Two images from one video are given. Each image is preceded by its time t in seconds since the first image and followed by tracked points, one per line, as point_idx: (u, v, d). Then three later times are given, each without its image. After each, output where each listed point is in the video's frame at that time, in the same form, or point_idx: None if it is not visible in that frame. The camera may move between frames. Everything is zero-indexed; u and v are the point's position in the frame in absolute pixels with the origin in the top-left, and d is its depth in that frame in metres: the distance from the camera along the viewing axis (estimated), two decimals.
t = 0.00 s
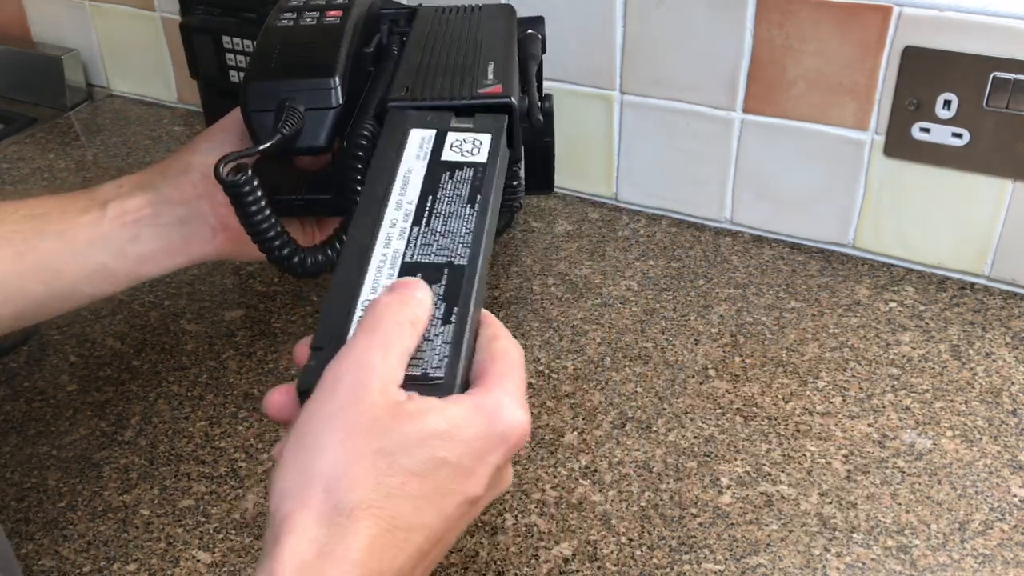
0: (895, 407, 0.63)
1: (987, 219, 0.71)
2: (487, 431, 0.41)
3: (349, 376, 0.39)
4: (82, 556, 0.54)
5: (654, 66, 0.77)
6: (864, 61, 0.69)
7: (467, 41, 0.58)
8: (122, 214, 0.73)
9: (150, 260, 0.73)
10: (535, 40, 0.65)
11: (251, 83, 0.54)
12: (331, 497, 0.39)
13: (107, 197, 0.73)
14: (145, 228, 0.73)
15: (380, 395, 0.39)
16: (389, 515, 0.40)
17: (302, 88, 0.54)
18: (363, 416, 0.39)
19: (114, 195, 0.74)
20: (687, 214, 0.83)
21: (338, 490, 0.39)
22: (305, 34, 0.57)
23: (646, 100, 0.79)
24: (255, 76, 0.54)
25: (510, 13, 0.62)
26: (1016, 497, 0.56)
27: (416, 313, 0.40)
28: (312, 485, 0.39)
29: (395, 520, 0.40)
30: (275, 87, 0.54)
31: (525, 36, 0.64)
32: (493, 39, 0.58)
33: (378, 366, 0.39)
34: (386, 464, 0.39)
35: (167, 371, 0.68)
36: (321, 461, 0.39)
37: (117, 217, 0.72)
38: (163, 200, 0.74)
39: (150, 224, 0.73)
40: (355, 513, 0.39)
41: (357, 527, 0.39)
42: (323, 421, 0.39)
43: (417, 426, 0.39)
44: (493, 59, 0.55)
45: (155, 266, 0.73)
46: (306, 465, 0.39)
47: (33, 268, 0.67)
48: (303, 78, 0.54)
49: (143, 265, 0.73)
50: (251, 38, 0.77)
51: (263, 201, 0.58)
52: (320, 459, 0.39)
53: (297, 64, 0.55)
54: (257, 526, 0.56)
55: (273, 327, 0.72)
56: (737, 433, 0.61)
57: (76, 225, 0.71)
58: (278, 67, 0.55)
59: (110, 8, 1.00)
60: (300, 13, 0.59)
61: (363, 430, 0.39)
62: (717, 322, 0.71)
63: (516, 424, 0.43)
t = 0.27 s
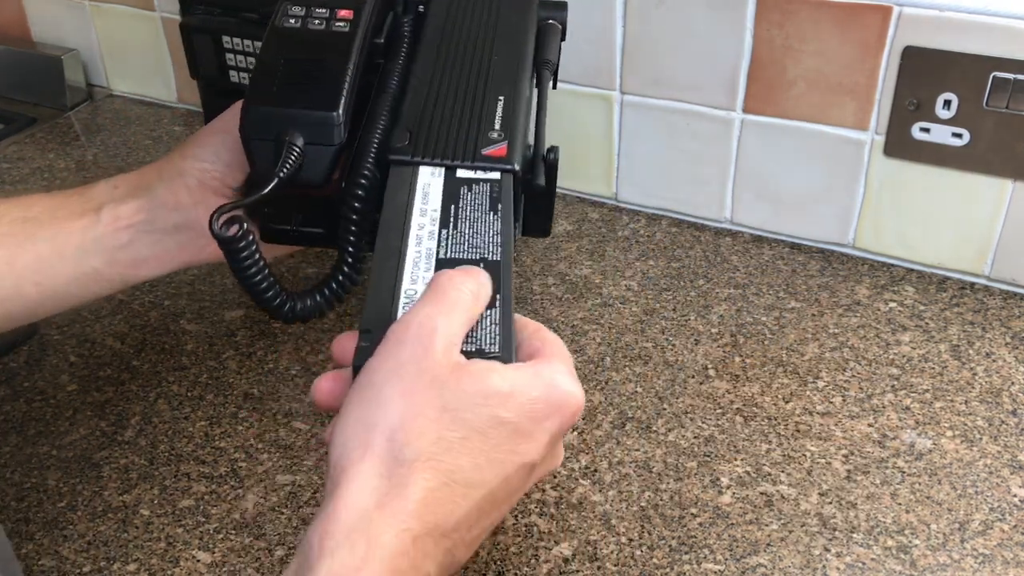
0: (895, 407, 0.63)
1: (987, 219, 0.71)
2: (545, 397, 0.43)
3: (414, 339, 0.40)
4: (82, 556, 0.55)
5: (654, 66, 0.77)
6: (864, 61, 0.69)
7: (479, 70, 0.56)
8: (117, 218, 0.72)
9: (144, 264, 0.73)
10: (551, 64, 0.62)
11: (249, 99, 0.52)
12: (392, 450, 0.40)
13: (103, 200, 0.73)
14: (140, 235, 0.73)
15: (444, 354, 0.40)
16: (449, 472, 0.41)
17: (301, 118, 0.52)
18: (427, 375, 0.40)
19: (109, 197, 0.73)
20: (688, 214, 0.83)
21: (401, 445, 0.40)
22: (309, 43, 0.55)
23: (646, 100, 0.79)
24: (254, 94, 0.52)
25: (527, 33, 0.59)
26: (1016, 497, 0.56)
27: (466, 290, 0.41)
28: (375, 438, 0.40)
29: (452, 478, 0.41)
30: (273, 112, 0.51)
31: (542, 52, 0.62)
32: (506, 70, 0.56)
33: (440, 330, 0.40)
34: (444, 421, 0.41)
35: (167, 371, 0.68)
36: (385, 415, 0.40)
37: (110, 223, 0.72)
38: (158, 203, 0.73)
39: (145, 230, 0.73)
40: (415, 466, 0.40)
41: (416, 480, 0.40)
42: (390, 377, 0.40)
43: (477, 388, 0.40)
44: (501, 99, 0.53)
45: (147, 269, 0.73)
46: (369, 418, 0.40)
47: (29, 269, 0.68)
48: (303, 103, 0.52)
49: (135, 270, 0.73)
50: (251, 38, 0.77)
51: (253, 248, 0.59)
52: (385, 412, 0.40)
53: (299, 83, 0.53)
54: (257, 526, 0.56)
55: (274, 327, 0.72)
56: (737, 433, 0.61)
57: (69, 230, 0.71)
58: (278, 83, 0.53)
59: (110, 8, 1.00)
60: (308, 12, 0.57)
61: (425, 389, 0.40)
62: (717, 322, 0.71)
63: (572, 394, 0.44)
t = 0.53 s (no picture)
0: (895, 407, 0.63)
1: (987, 219, 0.71)
2: (535, 290, 0.47)
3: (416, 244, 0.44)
4: (82, 556, 0.54)
5: (654, 66, 0.77)
6: (864, 61, 0.69)
7: (506, 89, 0.55)
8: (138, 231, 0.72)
9: (162, 278, 0.73)
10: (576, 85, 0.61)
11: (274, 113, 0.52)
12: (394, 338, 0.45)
13: (124, 213, 0.72)
14: (161, 248, 0.72)
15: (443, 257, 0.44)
16: (445, 362, 0.45)
17: (324, 129, 0.51)
18: (422, 275, 0.44)
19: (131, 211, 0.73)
20: (688, 214, 0.83)
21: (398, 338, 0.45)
22: (335, 62, 0.55)
23: (646, 100, 0.79)
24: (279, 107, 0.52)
25: (555, 59, 0.59)
26: (1017, 498, 0.56)
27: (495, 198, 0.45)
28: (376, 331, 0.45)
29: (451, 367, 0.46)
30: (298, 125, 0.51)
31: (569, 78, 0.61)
32: (532, 90, 0.55)
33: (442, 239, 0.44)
34: (438, 313, 0.45)
35: (167, 371, 0.68)
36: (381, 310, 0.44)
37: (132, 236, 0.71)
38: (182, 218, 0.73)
39: (167, 244, 0.73)
40: (412, 355, 0.45)
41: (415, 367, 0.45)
42: (391, 279, 0.44)
43: (471, 283, 0.44)
44: (526, 117, 0.53)
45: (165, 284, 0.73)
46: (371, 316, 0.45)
47: (45, 279, 0.66)
48: (327, 116, 0.52)
49: (154, 284, 0.72)
50: (251, 38, 0.77)
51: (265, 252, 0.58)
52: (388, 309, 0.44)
53: (324, 98, 0.53)
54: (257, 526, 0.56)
55: (274, 327, 0.72)
56: (737, 433, 0.61)
57: (90, 241, 0.70)
58: (304, 98, 0.52)
59: (109, 8, 1.00)
60: (337, 33, 0.57)
61: (423, 285, 0.44)
62: (717, 322, 0.71)
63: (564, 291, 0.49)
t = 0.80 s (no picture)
0: (895, 407, 0.63)
1: (987, 219, 0.71)
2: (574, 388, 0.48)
3: (450, 366, 0.43)
4: (82, 556, 0.54)
5: (654, 66, 0.77)
6: (864, 61, 0.69)
7: (519, 122, 0.55)
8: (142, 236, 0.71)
9: (167, 283, 0.72)
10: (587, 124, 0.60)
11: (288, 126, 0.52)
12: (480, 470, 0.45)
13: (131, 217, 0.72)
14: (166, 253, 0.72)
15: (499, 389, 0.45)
16: (529, 471, 0.46)
17: (335, 145, 0.52)
18: (484, 410, 0.44)
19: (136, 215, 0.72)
20: (688, 214, 0.83)
21: (483, 466, 0.45)
22: (350, 83, 0.55)
23: (646, 100, 0.79)
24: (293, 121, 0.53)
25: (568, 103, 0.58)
26: (1017, 498, 0.56)
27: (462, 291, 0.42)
28: (460, 464, 0.45)
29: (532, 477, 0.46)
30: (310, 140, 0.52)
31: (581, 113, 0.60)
32: (543, 125, 0.54)
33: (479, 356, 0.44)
34: (517, 435, 0.45)
35: (167, 371, 0.68)
36: (465, 442, 0.44)
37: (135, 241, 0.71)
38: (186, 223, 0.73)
39: (173, 248, 0.72)
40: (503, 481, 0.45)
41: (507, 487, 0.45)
42: (463, 415, 0.44)
43: (523, 394, 0.46)
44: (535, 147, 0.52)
45: (170, 289, 0.72)
46: (453, 445, 0.44)
47: (53, 280, 0.66)
48: (338, 134, 0.52)
49: (159, 287, 0.72)
50: (251, 38, 0.77)
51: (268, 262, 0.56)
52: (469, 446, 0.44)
53: (338, 116, 0.53)
54: (257, 526, 0.56)
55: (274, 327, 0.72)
56: (738, 433, 0.61)
57: (98, 243, 0.69)
58: (317, 116, 0.53)
59: (110, 8, 1.00)
60: (355, 57, 0.57)
61: (489, 409, 0.45)
62: (717, 322, 0.71)
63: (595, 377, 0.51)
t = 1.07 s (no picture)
0: (895, 407, 0.63)
1: (987, 219, 0.71)
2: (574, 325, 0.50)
3: (444, 312, 0.46)
4: (82, 556, 0.54)
5: (654, 67, 0.77)
6: (864, 61, 0.69)
7: (516, 126, 0.54)
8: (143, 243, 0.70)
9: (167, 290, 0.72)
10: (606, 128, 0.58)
11: (276, 133, 0.53)
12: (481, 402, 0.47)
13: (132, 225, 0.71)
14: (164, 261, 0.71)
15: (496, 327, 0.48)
16: (533, 403, 0.48)
17: (316, 150, 0.52)
18: (480, 344, 0.47)
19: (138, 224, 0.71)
20: (688, 214, 0.83)
21: (483, 395, 0.47)
22: (345, 90, 0.55)
23: (646, 100, 0.79)
24: (282, 128, 0.53)
25: (579, 106, 0.57)
26: (1017, 497, 0.56)
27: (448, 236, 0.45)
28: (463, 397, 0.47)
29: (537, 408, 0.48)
30: (292, 146, 0.52)
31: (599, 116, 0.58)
32: (540, 129, 0.53)
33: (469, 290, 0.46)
34: (514, 368, 0.48)
35: (167, 372, 0.68)
36: (463, 375, 0.47)
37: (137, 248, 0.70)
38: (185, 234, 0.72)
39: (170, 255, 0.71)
40: (503, 411, 0.47)
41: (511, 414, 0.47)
42: (459, 352, 0.47)
43: (522, 333, 0.48)
44: (525, 149, 0.51)
45: (169, 295, 0.72)
46: (455, 380, 0.47)
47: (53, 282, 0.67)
48: (323, 140, 0.52)
49: (155, 293, 0.71)
50: (251, 38, 0.77)
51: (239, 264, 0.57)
52: (469, 376, 0.47)
53: (327, 120, 0.53)
54: (257, 526, 0.56)
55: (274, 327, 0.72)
56: (737, 433, 0.61)
57: (102, 249, 0.69)
58: (306, 122, 0.53)
59: (110, 8, 1.00)
60: (356, 67, 0.57)
61: (485, 345, 0.47)
62: (717, 322, 0.71)
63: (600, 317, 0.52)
